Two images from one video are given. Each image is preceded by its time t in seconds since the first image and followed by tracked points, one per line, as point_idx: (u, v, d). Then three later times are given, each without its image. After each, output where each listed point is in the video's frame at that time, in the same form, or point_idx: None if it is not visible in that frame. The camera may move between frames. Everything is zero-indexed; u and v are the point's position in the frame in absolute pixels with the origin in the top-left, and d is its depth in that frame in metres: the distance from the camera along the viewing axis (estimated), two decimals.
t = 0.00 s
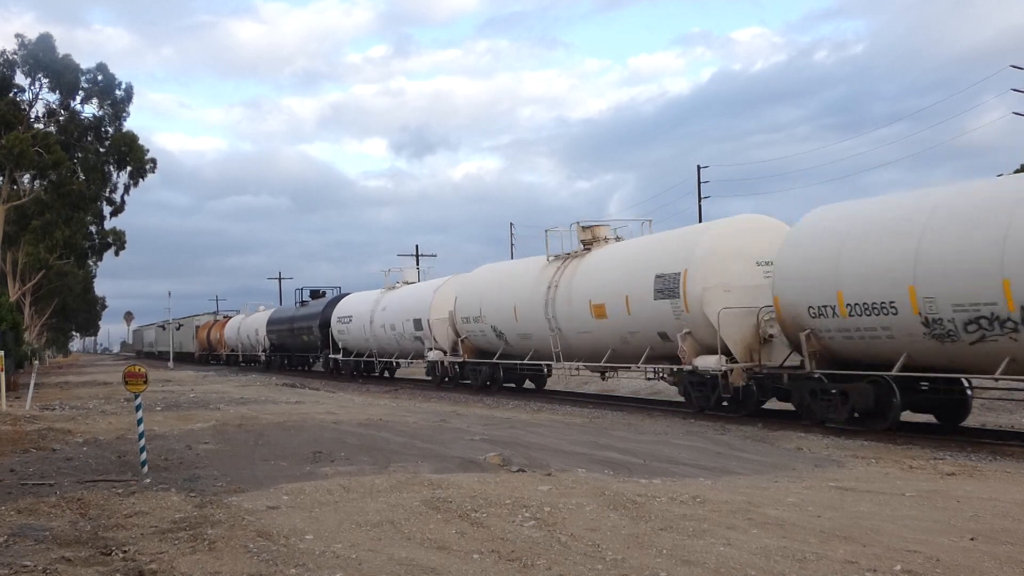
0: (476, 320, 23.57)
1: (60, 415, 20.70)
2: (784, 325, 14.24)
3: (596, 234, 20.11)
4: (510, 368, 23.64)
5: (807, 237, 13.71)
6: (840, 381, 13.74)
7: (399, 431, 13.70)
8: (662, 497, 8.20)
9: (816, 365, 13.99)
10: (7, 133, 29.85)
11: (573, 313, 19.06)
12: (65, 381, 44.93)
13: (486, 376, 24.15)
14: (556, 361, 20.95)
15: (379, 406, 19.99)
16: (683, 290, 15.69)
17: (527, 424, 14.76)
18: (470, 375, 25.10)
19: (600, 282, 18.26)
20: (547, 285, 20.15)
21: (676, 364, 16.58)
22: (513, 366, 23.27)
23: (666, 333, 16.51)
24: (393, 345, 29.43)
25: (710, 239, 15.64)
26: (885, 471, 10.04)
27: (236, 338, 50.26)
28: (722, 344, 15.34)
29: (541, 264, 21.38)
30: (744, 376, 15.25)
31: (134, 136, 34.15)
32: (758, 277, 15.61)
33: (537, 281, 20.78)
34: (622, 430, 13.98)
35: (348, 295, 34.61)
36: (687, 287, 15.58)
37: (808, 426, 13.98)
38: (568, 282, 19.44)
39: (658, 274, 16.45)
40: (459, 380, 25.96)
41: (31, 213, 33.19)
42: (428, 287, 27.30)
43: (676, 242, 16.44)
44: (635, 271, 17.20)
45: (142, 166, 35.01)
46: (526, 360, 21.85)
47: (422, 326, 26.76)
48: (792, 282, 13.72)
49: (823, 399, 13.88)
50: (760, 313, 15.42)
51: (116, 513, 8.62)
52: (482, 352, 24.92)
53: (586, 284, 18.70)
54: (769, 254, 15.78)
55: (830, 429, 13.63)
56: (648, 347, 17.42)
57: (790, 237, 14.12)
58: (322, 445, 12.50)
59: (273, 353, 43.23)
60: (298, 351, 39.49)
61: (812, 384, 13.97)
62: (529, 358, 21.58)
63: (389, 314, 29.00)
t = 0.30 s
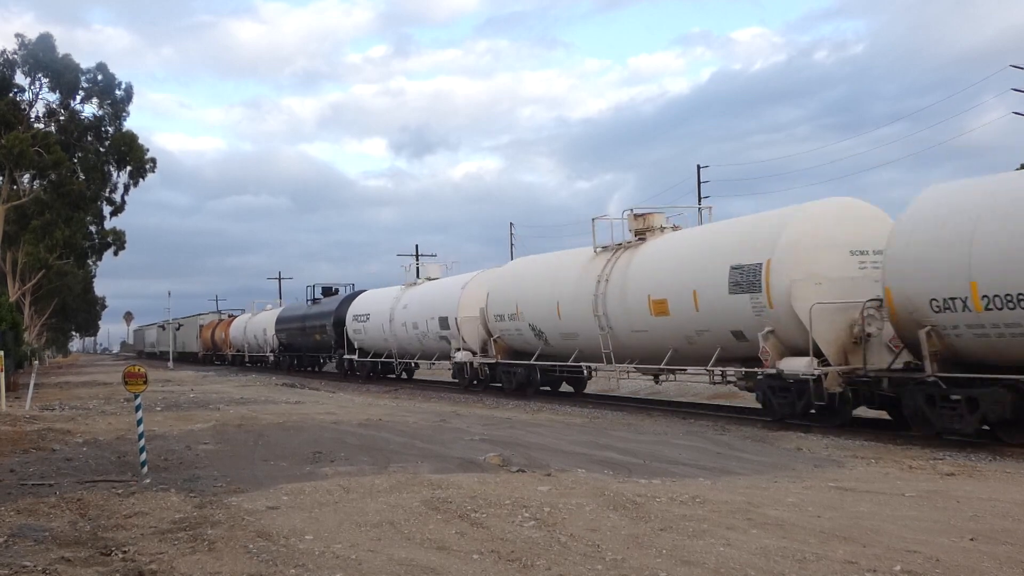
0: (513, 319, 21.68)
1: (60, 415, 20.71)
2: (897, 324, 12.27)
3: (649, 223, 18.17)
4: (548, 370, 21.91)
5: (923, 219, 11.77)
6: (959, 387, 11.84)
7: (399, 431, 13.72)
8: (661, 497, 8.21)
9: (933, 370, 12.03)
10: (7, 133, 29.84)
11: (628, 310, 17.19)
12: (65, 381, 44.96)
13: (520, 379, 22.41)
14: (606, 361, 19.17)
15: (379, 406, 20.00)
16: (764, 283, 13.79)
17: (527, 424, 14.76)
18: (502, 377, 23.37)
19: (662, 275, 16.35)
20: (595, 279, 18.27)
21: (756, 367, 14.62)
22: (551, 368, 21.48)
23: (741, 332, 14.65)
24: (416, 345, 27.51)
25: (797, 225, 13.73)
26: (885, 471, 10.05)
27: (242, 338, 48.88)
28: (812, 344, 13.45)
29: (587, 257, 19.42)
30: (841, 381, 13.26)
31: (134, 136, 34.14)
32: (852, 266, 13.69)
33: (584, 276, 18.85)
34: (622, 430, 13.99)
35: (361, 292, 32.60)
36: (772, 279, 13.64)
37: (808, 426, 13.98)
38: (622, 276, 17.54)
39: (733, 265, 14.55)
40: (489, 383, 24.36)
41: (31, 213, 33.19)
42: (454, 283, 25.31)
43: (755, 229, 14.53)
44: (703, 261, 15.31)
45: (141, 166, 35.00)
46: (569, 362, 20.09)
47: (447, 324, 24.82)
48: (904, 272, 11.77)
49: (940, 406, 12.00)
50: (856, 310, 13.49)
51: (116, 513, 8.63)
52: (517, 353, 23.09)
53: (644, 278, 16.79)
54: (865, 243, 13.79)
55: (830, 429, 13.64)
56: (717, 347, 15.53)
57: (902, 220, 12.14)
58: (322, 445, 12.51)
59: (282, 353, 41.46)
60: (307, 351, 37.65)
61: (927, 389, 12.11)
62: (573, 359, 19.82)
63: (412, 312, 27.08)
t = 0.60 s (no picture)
0: (557, 316, 19.93)
1: (60, 415, 20.71)
2: None
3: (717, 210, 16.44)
4: (595, 373, 20.17)
5: None
6: None
7: (399, 431, 13.71)
8: (662, 497, 8.20)
9: None
10: (8, 133, 29.82)
11: (700, 304, 15.55)
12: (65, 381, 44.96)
13: (563, 382, 20.60)
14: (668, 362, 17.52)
15: (379, 406, 19.99)
16: (874, 273, 12.04)
17: (527, 424, 14.75)
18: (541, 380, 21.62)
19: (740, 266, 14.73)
20: (658, 270, 16.58)
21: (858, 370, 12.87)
22: (600, 370, 19.79)
23: (840, 331, 13.00)
24: (442, 345, 25.78)
25: (911, 207, 11.95)
26: (886, 471, 10.04)
27: (249, 338, 47.78)
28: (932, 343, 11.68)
29: (647, 246, 17.61)
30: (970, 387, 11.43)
31: (134, 136, 34.14)
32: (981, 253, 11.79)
33: (644, 267, 17.12)
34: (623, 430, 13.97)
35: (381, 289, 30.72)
36: (886, 268, 11.85)
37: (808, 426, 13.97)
38: (692, 267, 15.86)
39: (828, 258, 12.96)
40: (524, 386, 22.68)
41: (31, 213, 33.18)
42: (488, 277, 23.46)
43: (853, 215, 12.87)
44: (791, 251, 13.71)
45: (142, 166, 35.01)
46: (622, 363, 18.43)
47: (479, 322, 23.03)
48: None
49: None
50: (986, 305, 11.63)
51: (115, 513, 8.62)
52: (559, 354, 21.31)
53: (720, 269, 15.15)
54: (994, 227, 11.90)
55: (830, 429, 13.64)
56: (812, 347, 13.78)
57: None
58: (322, 445, 12.51)
59: (293, 354, 40.22)
60: (320, 351, 36.21)
61: None
62: (627, 360, 18.10)
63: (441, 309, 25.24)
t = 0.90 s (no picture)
0: (608, 312, 18.06)
1: (60, 415, 20.72)
2: None
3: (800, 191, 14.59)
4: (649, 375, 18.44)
5: None
6: None
7: (399, 431, 13.73)
8: (661, 497, 8.21)
9: None
10: (7, 133, 29.82)
11: (787, 295, 13.76)
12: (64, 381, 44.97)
13: (613, 385, 18.82)
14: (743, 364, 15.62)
15: (378, 406, 20.01)
16: None
17: (527, 424, 14.77)
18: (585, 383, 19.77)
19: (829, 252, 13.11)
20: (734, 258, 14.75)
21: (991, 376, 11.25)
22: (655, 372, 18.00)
23: (971, 326, 11.37)
24: (472, 344, 23.97)
25: None
26: (885, 471, 10.05)
27: (256, 337, 47.23)
28: None
29: (717, 232, 15.79)
30: None
31: (134, 136, 34.16)
32: None
33: (715, 256, 15.30)
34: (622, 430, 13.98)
35: (401, 286, 29.02)
36: None
37: (808, 426, 13.98)
38: (777, 253, 14.06)
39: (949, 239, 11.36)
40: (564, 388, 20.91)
41: (31, 213, 33.18)
42: (524, 270, 21.62)
43: (977, 191, 11.33)
44: (896, 234, 12.11)
45: (141, 166, 35.02)
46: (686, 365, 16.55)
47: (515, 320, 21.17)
48: None
49: None
50: None
51: (115, 513, 8.63)
52: (607, 354, 19.47)
53: (812, 255, 13.39)
54: None
55: (829, 429, 13.66)
56: (926, 344, 12.15)
57: None
58: (322, 445, 12.52)
59: (302, 355, 39.53)
60: (332, 351, 35.21)
61: None
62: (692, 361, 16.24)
63: (471, 307, 23.40)
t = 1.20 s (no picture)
0: (672, 309, 16.02)
1: (60, 415, 20.74)
2: None
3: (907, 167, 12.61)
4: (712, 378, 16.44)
5: None
6: None
7: (399, 431, 13.74)
8: (661, 497, 8.22)
9: None
10: (8, 133, 29.82)
11: (900, 286, 11.80)
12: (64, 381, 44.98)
13: (672, 390, 16.83)
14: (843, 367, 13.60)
15: (378, 406, 20.02)
16: None
17: (527, 424, 14.78)
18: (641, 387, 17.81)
19: (924, 242, 11.52)
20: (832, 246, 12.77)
21: None
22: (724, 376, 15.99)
23: None
24: (507, 344, 21.99)
25: None
26: (885, 471, 10.06)
27: (266, 337, 46.76)
28: None
29: (805, 215, 13.79)
30: None
31: (134, 136, 34.20)
32: None
33: (806, 243, 13.31)
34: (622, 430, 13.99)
35: (423, 282, 27.38)
36: None
37: (808, 427, 13.99)
38: (885, 239, 12.11)
39: None
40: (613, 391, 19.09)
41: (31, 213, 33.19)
42: (568, 262, 19.70)
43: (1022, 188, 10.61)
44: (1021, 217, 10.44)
45: (141, 166, 35.06)
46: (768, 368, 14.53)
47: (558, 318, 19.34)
48: None
49: None
50: None
51: (116, 513, 8.64)
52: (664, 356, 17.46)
53: (929, 241, 11.45)
54: None
55: (828, 429, 13.68)
56: None
57: None
58: (322, 446, 12.53)
59: (314, 356, 38.87)
60: (347, 352, 34.19)
61: None
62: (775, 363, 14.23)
63: (507, 304, 21.56)
